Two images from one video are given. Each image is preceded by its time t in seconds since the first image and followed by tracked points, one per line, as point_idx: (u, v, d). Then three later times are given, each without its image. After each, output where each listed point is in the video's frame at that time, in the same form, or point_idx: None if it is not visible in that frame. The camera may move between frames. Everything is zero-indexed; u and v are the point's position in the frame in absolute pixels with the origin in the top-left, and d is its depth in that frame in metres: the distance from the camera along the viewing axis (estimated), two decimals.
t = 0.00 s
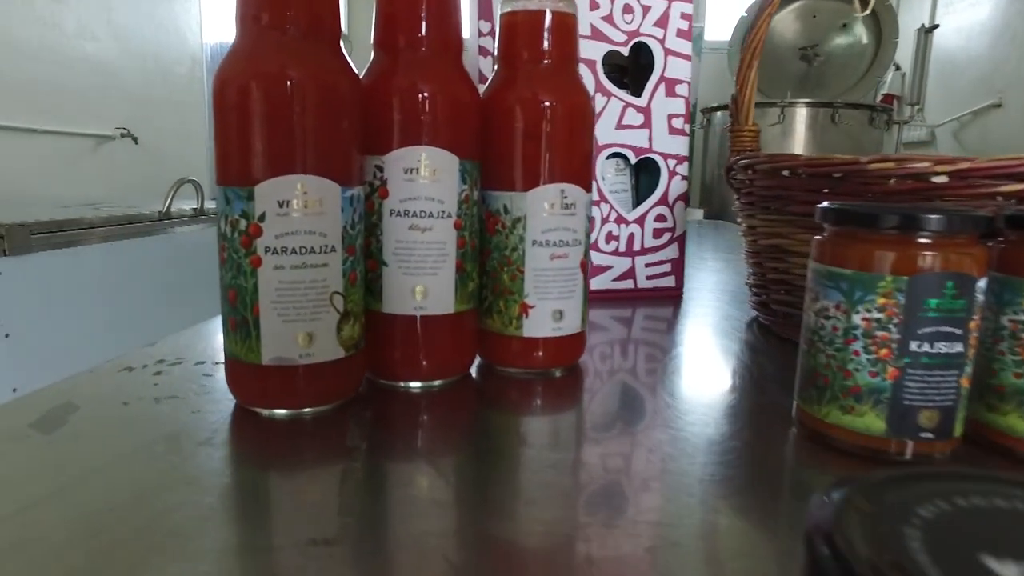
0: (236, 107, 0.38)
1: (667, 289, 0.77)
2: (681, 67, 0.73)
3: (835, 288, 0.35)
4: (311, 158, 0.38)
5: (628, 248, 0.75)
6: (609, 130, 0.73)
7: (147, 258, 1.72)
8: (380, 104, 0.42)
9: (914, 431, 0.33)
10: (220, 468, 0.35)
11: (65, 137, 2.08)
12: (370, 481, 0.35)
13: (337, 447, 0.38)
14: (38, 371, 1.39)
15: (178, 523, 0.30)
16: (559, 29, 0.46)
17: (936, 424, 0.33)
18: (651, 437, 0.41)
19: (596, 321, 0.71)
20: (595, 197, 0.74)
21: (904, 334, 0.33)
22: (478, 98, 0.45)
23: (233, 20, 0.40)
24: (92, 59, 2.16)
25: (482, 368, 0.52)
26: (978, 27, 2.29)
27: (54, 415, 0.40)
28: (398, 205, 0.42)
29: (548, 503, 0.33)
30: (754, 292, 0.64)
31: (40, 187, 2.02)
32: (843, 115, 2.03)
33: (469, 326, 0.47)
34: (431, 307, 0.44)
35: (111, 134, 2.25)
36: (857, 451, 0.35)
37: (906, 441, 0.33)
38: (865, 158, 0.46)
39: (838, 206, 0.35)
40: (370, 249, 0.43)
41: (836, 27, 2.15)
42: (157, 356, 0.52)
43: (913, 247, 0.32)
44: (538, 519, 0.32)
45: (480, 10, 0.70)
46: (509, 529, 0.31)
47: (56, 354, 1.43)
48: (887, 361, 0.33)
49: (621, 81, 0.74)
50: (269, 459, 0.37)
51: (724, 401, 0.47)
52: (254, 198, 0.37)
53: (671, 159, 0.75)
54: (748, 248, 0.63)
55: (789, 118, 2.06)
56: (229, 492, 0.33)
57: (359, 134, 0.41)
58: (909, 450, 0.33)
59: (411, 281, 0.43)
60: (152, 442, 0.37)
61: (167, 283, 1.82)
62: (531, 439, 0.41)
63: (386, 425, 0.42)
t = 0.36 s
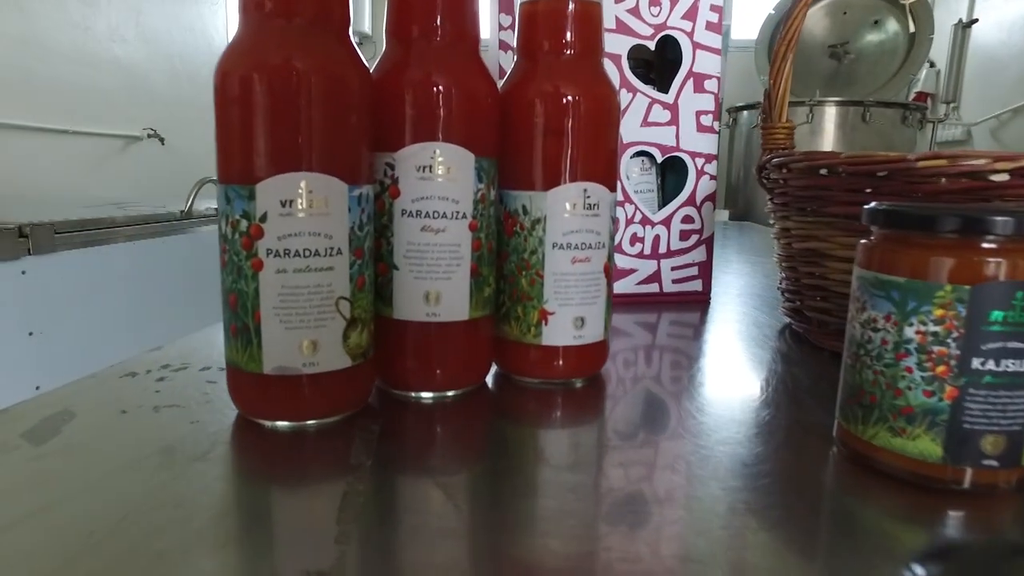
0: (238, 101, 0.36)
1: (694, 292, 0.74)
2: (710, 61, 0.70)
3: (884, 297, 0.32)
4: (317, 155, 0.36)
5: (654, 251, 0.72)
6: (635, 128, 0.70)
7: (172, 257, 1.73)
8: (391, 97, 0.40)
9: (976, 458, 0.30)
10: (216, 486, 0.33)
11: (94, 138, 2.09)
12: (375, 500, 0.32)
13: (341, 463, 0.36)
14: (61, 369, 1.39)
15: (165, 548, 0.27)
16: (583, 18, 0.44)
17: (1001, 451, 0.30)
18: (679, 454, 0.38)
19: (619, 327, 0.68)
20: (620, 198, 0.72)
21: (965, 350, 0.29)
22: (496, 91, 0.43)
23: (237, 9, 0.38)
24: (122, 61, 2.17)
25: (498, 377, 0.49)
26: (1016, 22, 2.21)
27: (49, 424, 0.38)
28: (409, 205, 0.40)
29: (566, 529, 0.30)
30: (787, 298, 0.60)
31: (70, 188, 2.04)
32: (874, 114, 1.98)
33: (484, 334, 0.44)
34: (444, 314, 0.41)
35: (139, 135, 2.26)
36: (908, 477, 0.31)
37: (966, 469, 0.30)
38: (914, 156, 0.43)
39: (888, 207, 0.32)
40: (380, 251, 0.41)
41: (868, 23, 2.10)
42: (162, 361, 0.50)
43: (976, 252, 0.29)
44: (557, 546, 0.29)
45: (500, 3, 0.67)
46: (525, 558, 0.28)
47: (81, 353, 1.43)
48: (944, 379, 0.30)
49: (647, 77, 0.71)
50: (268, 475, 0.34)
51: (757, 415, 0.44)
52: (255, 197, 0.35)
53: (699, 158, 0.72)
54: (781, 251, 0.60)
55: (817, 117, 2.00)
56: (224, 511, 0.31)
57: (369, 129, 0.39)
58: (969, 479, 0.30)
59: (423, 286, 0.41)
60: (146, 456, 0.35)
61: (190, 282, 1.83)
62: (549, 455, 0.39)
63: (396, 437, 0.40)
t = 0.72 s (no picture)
0: (232, 99, 0.34)
1: (713, 298, 0.71)
2: (730, 58, 0.68)
3: (924, 310, 0.29)
4: (315, 155, 0.34)
5: (671, 254, 0.69)
6: (652, 127, 0.68)
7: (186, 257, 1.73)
8: (394, 95, 0.38)
9: None
10: (203, 505, 0.31)
11: (112, 139, 2.09)
12: (373, 521, 0.30)
13: (337, 480, 0.34)
14: (75, 370, 1.39)
15: None
16: (598, 11, 0.41)
17: None
18: (698, 474, 0.36)
19: (635, 334, 0.65)
20: (637, 200, 0.69)
21: (1017, 370, 0.27)
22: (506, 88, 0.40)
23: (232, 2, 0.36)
24: (142, 63, 2.18)
25: (507, 388, 0.47)
26: None
27: (36, 437, 0.36)
28: (414, 208, 0.37)
29: (575, 557, 0.28)
30: (812, 305, 0.58)
31: (87, 189, 2.03)
32: (898, 113, 1.93)
33: (492, 343, 0.42)
34: (450, 322, 0.39)
35: (157, 135, 2.24)
36: (951, 507, 0.29)
37: (1017, 500, 0.27)
38: (952, 156, 0.40)
39: (929, 211, 0.29)
40: (383, 257, 0.39)
41: (891, 20, 2.06)
42: (159, 369, 0.48)
43: None
44: None
45: None
46: None
47: (95, 353, 1.43)
48: (991, 401, 0.27)
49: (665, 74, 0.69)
50: (259, 493, 0.32)
51: (782, 431, 0.42)
52: (249, 200, 0.33)
53: (719, 158, 0.69)
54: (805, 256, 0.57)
55: (838, 118, 1.95)
56: (211, 533, 0.29)
57: (371, 128, 0.37)
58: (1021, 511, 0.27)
59: (427, 293, 0.38)
60: (132, 472, 0.33)
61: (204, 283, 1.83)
62: (558, 472, 0.36)
63: (398, 452, 0.38)
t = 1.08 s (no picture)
0: (223, 96, 0.33)
1: (727, 302, 0.69)
2: (745, 55, 0.66)
3: (949, 320, 0.27)
4: (309, 154, 0.33)
5: (684, 257, 0.67)
6: (664, 126, 0.66)
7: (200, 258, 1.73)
8: (392, 92, 0.36)
9: None
10: (187, 518, 0.29)
11: (129, 140, 2.10)
12: (364, 535, 0.29)
13: (328, 492, 0.33)
14: (89, 369, 1.39)
15: None
16: (605, 6, 0.40)
17: None
18: (708, 489, 0.34)
19: (646, 338, 0.64)
20: (648, 201, 0.66)
21: None
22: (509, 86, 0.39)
23: None
24: (158, 64, 2.20)
25: (509, 396, 0.45)
26: None
27: (23, 443, 0.35)
28: (411, 210, 0.36)
29: None
30: (828, 311, 0.55)
31: (106, 189, 2.05)
32: (920, 111, 1.89)
33: (494, 350, 0.40)
34: (448, 329, 0.38)
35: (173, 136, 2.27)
36: (981, 532, 0.27)
37: None
38: (980, 155, 0.38)
39: (955, 214, 0.27)
40: (379, 260, 0.37)
41: (913, 18, 2.02)
42: (155, 372, 0.47)
43: None
44: None
45: None
46: None
47: (108, 352, 1.44)
48: None
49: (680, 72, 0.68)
50: (245, 504, 0.31)
51: (796, 444, 0.40)
52: (237, 201, 0.32)
53: (733, 158, 0.67)
54: (822, 260, 0.55)
55: (858, 117, 1.92)
56: (193, 546, 0.27)
57: (368, 127, 0.35)
58: None
59: (424, 297, 0.37)
60: (117, 481, 0.32)
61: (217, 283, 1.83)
62: (560, 485, 0.35)
63: (395, 462, 0.36)
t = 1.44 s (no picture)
0: (185, 104, 0.31)
1: (727, 310, 0.67)
2: (746, 57, 0.64)
3: (941, 344, 0.25)
4: (275, 165, 0.32)
5: (682, 265, 0.65)
6: (662, 130, 0.64)
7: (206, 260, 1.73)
8: (366, 99, 0.35)
9: None
10: (140, 544, 0.28)
11: (138, 141, 2.11)
12: (323, 563, 0.28)
13: (292, 516, 0.31)
14: (92, 371, 1.39)
15: None
16: (591, 8, 0.38)
17: None
18: (691, 515, 0.32)
19: (642, 348, 0.62)
20: (645, 207, 0.65)
21: None
22: (489, 91, 0.37)
23: None
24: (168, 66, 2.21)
25: (492, 411, 0.44)
26: None
27: None
28: (384, 221, 0.35)
29: None
30: (828, 322, 0.53)
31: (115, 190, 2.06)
32: (934, 112, 1.85)
33: (473, 365, 0.39)
34: (425, 344, 0.36)
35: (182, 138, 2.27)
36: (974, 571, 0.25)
37: None
38: (985, 164, 0.36)
39: (951, 230, 0.26)
40: (353, 273, 0.36)
41: (928, 17, 1.99)
42: (134, 383, 0.46)
43: None
44: None
45: None
46: None
47: (111, 355, 1.44)
48: (1021, 452, 0.24)
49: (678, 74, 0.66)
50: (203, 529, 0.30)
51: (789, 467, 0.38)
52: (200, 214, 0.31)
53: (734, 163, 0.65)
54: (822, 269, 0.53)
55: (870, 117, 1.88)
56: None
57: (339, 136, 0.34)
58: None
59: (398, 312, 0.36)
60: (74, 503, 0.31)
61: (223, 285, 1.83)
62: (536, 509, 0.33)
63: (367, 482, 0.35)
